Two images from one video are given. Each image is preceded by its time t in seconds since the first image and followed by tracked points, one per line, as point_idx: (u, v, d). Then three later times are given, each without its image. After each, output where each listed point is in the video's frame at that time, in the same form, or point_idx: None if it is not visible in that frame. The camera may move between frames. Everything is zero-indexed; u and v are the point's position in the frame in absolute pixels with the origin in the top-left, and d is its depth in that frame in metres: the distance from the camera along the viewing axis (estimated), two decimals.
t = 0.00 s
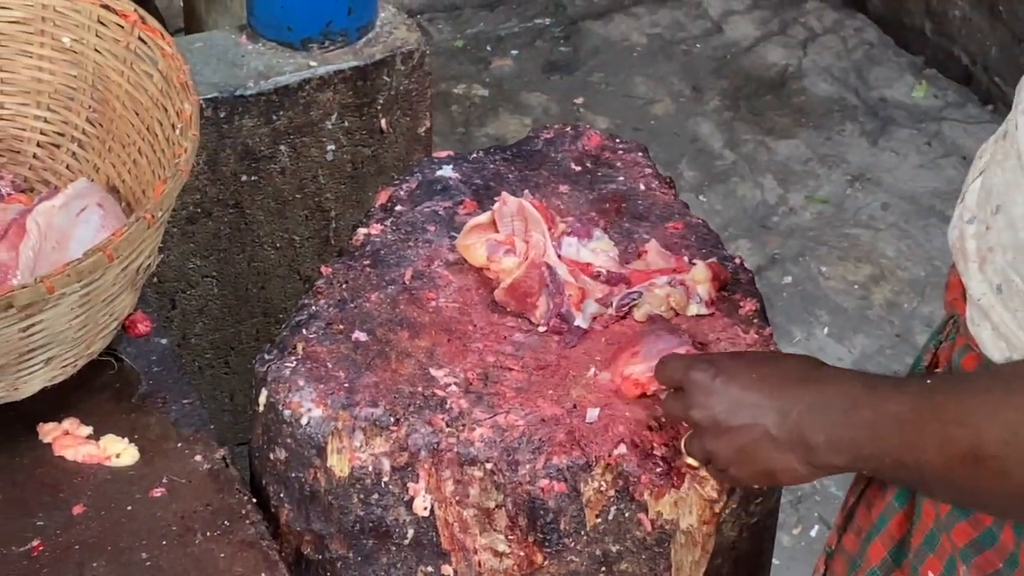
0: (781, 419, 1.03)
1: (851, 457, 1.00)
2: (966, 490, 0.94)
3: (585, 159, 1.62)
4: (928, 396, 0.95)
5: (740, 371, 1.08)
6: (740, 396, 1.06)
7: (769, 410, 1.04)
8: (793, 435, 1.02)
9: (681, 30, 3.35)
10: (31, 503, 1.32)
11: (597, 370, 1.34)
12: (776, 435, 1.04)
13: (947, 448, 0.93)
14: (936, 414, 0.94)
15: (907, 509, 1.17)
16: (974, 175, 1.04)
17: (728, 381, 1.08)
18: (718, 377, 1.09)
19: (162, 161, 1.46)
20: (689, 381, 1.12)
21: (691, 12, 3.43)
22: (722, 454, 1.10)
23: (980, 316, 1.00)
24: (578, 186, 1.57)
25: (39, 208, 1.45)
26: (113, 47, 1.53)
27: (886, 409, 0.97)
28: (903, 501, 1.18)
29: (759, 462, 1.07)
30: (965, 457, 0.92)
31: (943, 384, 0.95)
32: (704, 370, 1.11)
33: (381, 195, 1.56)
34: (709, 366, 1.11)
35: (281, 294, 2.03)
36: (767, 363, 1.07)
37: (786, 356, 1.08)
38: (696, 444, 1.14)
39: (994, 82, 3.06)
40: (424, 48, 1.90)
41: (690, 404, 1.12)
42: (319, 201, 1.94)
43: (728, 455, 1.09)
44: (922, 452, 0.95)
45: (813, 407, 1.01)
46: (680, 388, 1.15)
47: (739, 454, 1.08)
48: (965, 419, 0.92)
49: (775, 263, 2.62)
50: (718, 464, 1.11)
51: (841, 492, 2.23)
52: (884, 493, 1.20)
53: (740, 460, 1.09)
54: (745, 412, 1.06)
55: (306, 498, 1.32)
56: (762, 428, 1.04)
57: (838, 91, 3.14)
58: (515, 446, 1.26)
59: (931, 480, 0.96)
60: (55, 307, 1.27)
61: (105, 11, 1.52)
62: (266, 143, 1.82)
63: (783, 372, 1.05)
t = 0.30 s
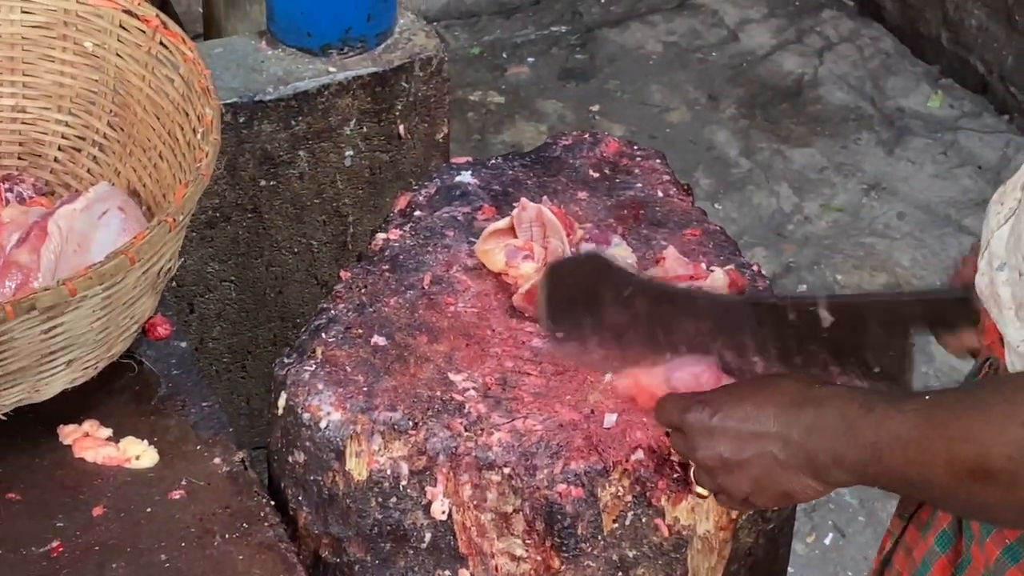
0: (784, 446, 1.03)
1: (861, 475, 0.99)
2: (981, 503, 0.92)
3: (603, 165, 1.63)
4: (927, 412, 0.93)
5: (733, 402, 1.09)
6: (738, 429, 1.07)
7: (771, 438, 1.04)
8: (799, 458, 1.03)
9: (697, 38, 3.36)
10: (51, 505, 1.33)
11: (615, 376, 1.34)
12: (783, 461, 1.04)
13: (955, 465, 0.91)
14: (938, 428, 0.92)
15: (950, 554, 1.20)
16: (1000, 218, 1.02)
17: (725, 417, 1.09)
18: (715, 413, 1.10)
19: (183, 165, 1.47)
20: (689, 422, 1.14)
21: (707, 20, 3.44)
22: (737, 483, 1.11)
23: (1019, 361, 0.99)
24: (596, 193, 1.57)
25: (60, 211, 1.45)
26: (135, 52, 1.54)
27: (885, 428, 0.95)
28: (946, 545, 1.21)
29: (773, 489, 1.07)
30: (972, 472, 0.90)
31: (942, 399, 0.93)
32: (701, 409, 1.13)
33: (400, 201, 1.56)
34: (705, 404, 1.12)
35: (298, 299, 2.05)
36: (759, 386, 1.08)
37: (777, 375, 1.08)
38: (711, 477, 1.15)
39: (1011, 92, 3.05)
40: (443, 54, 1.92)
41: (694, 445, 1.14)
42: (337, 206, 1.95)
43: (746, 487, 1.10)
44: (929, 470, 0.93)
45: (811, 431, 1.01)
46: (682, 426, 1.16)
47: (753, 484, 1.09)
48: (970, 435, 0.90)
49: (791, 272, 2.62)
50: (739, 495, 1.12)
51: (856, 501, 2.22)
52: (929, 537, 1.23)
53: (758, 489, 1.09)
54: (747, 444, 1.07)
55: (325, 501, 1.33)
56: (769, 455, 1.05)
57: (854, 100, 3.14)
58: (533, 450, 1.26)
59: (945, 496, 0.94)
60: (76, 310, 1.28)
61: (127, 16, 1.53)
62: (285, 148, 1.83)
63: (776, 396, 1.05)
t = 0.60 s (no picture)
0: (763, 488, 1.02)
1: (855, 520, 0.99)
2: (999, 560, 0.95)
3: (619, 170, 1.63)
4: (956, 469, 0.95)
5: (704, 440, 1.05)
6: (710, 469, 1.04)
7: (754, 480, 1.02)
8: (780, 501, 1.01)
9: (711, 45, 3.36)
10: (69, 504, 1.34)
11: (628, 380, 1.34)
12: (758, 503, 1.02)
13: (991, 525, 0.93)
14: (972, 489, 0.94)
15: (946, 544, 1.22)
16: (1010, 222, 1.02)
17: (696, 457, 1.05)
18: (682, 452, 1.06)
19: (201, 167, 1.48)
20: (651, 460, 1.08)
21: (721, 27, 3.44)
22: (700, 525, 1.07)
23: None
24: (612, 197, 1.58)
25: (80, 213, 1.47)
26: (154, 55, 1.55)
27: (908, 483, 0.96)
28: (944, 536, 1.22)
29: (744, 528, 1.05)
30: (1015, 537, 0.92)
31: (972, 456, 0.96)
32: (666, 447, 1.08)
33: (416, 205, 1.57)
34: (669, 441, 1.08)
35: (313, 302, 2.05)
36: (733, 424, 1.05)
37: (748, 414, 1.06)
38: (668, 519, 1.10)
39: None
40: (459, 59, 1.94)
41: (655, 485, 1.08)
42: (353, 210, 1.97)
43: (708, 529, 1.07)
44: (959, 528, 0.95)
45: (805, 475, 1.00)
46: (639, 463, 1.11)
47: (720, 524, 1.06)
48: (1013, 499, 0.92)
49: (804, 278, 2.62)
50: (697, 538, 1.09)
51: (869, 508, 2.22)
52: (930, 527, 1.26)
53: (722, 530, 1.06)
54: (720, 484, 1.04)
55: (340, 502, 1.33)
56: (750, 497, 1.02)
57: (867, 108, 3.14)
58: (548, 453, 1.26)
59: (960, 550, 0.96)
60: (95, 310, 1.28)
61: (146, 19, 1.54)
62: (301, 152, 1.85)
63: (757, 436, 1.03)
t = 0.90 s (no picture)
0: (768, 418, 0.97)
1: (860, 473, 0.94)
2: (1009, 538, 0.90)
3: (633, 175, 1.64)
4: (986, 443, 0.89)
5: (722, 354, 1.01)
6: (718, 385, 1.00)
7: (762, 407, 0.97)
8: (781, 436, 0.97)
9: (724, 52, 3.37)
10: (86, 502, 1.35)
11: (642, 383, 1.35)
12: (760, 430, 0.98)
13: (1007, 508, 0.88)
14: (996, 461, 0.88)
15: (962, 549, 1.20)
16: None
17: (711, 365, 1.00)
18: (697, 362, 1.02)
19: (219, 169, 1.49)
20: (666, 362, 1.04)
21: (734, 34, 3.45)
22: (698, 437, 1.04)
23: None
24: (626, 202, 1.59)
25: (98, 214, 1.48)
26: (173, 58, 1.56)
27: (932, 449, 0.90)
28: (958, 540, 1.20)
29: (743, 447, 1.02)
30: None
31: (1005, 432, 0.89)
32: (683, 353, 1.03)
33: (431, 208, 1.59)
34: (687, 347, 1.03)
35: (328, 304, 2.08)
36: (756, 348, 1.00)
37: (774, 340, 1.00)
38: (667, 420, 1.07)
39: None
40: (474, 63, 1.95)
41: (664, 387, 1.05)
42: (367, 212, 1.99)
43: (703, 437, 1.04)
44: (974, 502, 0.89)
45: (818, 416, 0.94)
46: (652, 362, 1.07)
47: (720, 438, 1.03)
48: None
49: (816, 285, 2.62)
50: (690, 443, 1.06)
51: (879, 514, 2.23)
52: (941, 531, 1.24)
53: (716, 443, 1.04)
54: (722, 404, 1.00)
55: (355, 501, 1.34)
56: (756, 421, 0.98)
57: (880, 115, 3.14)
58: (562, 455, 1.27)
59: (972, 522, 0.91)
60: (113, 310, 1.29)
61: (165, 22, 1.55)
62: (317, 155, 1.86)
63: (774, 364, 0.98)
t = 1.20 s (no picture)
0: (784, 455, 1.04)
1: (860, 488, 1.01)
2: (995, 515, 0.95)
3: (648, 176, 1.65)
4: (941, 427, 0.96)
5: (739, 407, 1.09)
6: (738, 431, 1.08)
7: (773, 445, 1.05)
8: (798, 470, 1.04)
9: (738, 56, 3.37)
10: (102, 497, 1.36)
11: (656, 383, 1.35)
12: (780, 471, 1.05)
13: (969, 480, 0.94)
14: (954, 443, 0.95)
15: (969, 543, 1.19)
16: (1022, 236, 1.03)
17: (728, 418, 1.09)
18: (717, 413, 1.10)
19: (236, 168, 1.50)
20: (688, 419, 1.13)
21: (748, 39, 3.46)
22: (725, 490, 1.11)
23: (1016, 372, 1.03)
24: (641, 203, 1.60)
25: (115, 212, 1.49)
26: (190, 57, 1.57)
27: (899, 442, 0.98)
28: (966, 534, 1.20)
29: (767, 498, 1.08)
30: (990, 486, 0.93)
31: (958, 414, 0.96)
32: (705, 409, 1.12)
33: (446, 208, 1.59)
34: (709, 404, 1.12)
35: (342, 304, 2.09)
36: (768, 395, 1.09)
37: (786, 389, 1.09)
38: (699, 481, 1.14)
39: None
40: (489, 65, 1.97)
41: (689, 444, 1.13)
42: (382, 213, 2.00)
43: (732, 493, 1.10)
44: (941, 484, 0.96)
45: (811, 438, 1.03)
46: (678, 426, 1.15)
47: (745, 491, 1.09)
48: (987, 447, 0.93)
49: (828, 289, 2.62)
50: (722, 501, 1.12)
51: (890, 518, 2.22)
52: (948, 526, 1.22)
53: (745, 497, 1.09)
54: (744, 447, 1.07)
55: (369, 499, 1.35)
56: (770, 462, 1.05)
57: (894, 121, 3.14)
58: (575, 454, 1.27)
59: (960, 511, 0.97)
60: (131, 306, 1.30)
61: (183, 22, 1.56)
62: (333, 155, 1.88)
63: (783, 408, 1.07)
